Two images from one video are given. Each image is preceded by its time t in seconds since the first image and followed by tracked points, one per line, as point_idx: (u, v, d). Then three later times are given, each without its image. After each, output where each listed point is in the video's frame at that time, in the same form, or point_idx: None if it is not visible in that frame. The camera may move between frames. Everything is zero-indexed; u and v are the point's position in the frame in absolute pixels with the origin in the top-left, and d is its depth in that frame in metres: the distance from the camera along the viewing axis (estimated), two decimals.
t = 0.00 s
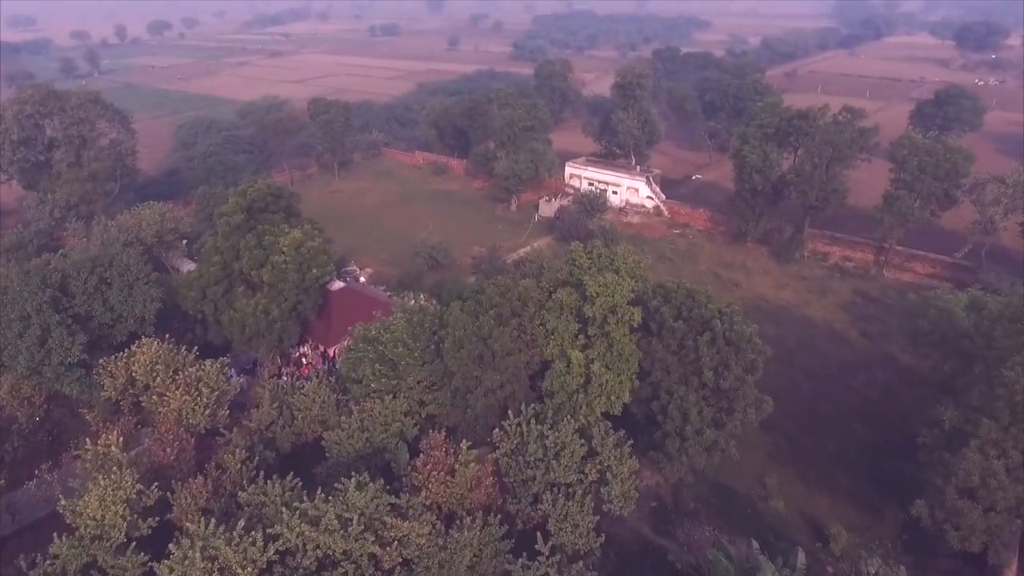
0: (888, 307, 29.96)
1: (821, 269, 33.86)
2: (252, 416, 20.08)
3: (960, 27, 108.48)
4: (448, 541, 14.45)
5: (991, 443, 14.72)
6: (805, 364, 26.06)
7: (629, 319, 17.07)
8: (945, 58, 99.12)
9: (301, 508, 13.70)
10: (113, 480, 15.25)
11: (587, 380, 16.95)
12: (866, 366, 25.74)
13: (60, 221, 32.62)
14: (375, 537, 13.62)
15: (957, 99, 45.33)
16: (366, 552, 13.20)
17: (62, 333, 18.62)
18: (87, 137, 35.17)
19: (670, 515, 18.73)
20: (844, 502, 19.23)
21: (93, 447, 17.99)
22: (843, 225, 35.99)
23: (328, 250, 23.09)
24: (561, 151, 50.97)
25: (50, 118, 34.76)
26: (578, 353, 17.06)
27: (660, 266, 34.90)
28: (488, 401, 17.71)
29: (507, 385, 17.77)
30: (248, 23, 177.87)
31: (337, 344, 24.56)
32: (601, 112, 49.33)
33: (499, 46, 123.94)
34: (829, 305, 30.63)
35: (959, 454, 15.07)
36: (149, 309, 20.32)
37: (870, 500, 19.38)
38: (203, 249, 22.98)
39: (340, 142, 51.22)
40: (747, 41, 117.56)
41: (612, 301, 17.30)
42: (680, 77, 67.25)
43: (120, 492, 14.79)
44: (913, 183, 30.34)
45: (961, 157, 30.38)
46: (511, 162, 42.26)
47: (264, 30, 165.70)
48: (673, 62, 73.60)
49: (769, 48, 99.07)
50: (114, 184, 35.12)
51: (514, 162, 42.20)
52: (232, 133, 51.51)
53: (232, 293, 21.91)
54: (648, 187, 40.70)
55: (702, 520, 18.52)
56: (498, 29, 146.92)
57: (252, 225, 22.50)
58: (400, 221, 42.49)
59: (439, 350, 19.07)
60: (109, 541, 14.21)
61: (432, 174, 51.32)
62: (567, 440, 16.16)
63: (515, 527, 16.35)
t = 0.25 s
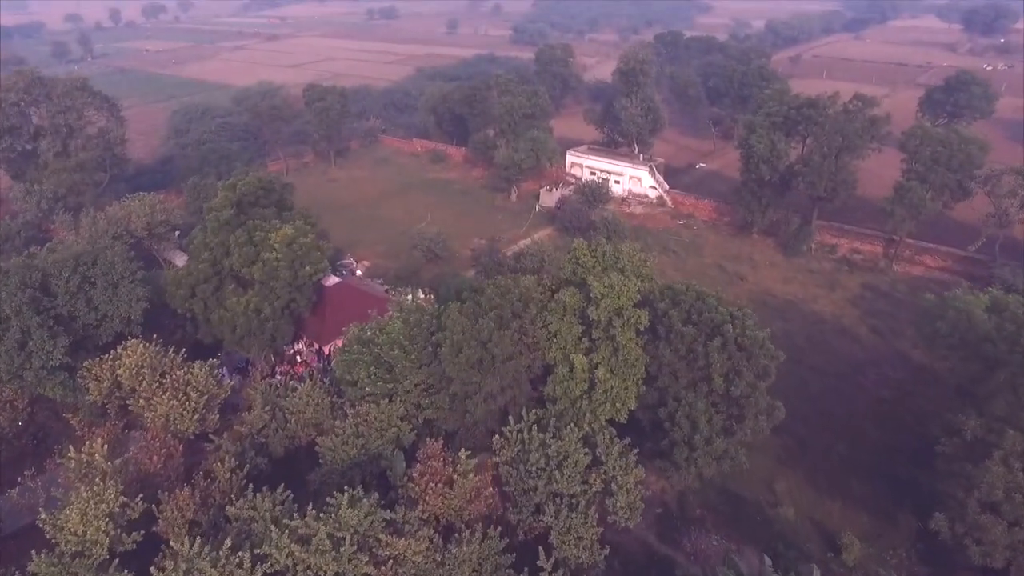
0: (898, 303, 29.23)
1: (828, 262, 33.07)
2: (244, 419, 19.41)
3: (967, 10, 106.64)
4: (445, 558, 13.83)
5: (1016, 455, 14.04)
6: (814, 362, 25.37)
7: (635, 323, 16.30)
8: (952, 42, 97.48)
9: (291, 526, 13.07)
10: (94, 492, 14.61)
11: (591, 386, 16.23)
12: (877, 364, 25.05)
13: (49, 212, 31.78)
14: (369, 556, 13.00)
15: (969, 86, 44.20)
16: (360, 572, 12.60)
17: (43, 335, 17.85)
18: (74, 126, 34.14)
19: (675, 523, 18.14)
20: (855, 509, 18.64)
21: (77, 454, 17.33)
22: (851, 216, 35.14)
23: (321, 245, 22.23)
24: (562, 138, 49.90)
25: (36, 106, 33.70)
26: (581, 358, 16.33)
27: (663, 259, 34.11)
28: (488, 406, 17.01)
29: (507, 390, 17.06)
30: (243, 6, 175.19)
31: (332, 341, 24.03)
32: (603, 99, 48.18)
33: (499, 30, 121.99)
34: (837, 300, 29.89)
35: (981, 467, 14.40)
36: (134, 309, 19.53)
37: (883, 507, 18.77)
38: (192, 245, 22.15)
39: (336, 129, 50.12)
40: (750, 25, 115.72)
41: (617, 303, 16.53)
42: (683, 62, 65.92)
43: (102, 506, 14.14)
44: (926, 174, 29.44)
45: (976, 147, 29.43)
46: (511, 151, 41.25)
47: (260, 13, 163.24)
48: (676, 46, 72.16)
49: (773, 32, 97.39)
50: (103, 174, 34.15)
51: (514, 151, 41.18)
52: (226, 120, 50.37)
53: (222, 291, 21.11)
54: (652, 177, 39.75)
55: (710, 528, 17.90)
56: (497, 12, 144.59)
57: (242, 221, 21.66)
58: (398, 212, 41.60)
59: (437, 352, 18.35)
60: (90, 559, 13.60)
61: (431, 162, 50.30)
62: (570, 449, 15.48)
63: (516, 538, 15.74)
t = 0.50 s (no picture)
0: (909, 299, 28.52)
1: (836, 256, 32.30)
2: (235, 424, 18.74)
3: None
4: None
5: None
6: (823, 362, 24.68)
7: (642, 328, 15.53)
8: (959, 26, 95.81)
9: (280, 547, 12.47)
10: (75, 507, 13.97)
11: (595, 394, 15.51)
12: (888, 365, 24.34)
13: (35, 205, 30.82)
14: None
15: (980, 73, 43.07)
16: None
17: (22, 340, 17.05)
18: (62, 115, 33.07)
19: (682, 533, 17.53)
20: (868, 518, 18.08)
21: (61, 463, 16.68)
22: (861, 208, 34.29)
23: (315, 243, 21.41)
24: (563, 126, 48.82)
25: (21, 95, 32.59)
26: (585, 364, 15.60)
27: (668, 252, 33.28)
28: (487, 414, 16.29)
29: (508, 398, 16.34)
30: None
31: (327, 340, 23.50)
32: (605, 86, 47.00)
33: (498, 14, 119.86)
34: (847, 295, 29.14)
35: (1006, 482, 13.78)
36: (120, 310, 18.80)
37: (896, 516, 18.20)
38: (180, 242, 21.33)
39: (333, 117, 48.98)
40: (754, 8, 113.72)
41: (624, 307, 15.76)
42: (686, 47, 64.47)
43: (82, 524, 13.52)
44: (940, 166, 28.54)
45: (992, 139, 28.48)
46: (511, 140, 40.22)
47: None
48: (679, 31, 70.62)
49: (777, 16, 95.65)
50: (91, 165, 33.13)
51: (515, 141, 40.14)
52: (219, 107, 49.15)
53: (212, 291, 20.33)
54: (655, 167, 38.77)
55: (717, 540, 17.28)
56: None
57: (231, 217, 20.82)
58: (396, 202, 40.67)
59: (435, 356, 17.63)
60: None
61: (429, 150, 49.23)
62: (574, 461, 14.78)
63: (518, 552, 15.15)
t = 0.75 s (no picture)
0: (920, 296, 27.75)
1: (845, 250, 31.47)
2: (225, 430, 18.09)
3: None
4: None
5: None
6: (833, 362, 23.98)
7: (650, 336, 14.79)
8: (967, 9, 94.08)
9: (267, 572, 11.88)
10: (54, 525, 13.39)
11: (600, 404, 14.82)
12: (900, 365, 23.66)
13: (22, 197, 29.92)
14: None
15: (993, 60, 41.93)
16: None
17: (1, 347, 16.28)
18: (48, 104, 32.07)
19: (688, 545, 16.89)
20: (881, 528, 17.47)
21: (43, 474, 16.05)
22: (870, 200, 33.39)
23: (307, 240, 20.59)
24: (565, 114, 47.71)
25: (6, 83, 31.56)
26: (590, 374, 14.88)
27: (673, 245, 32.41)
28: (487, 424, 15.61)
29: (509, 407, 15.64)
30: None
31: (323, 339, 22.84)
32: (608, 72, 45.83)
33: None
34: (856, 291, 28.38)
35: None
36: (104, 314, 18.07)
37: (911, 526, 17.57)
38: (167, 240, 20.52)
39: (329, 105, 47.83)
40: None
41: (631, 313, 15.02)
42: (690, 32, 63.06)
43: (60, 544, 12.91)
44: (954, 158, 27.64)
45: (1010, 129, 27.55)
46: (511, 129, 39.17)
47: None
48: (682, 15, 69.12)
49: None
50: (80, 156, 32.20)
51: (515, 130, 39.14)
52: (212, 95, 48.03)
53: (201, 290, 19.58)
54: (659, 157, 37.82)
55: (725, 552, 16.68)
56: None
57: (220, 214, 19.98)
58: (393, 193, 39.76)
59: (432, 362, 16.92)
60: None
61: (427, 139, 48.19)
62: (577, 476, 14.11)
63: (519, 569, 14.55)
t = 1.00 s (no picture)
0: (932, 292, 27.01)
1: (854, 244, 30.66)
2: (214, 439, 17.45)
3: None
4: None
5: None
6: (844, 362, 23.27)
7: (658, 345, 14.05)
8: None
9: None
10: (32, 547, 12.81)
11: (606, 417, 14.13)
12: (912, 366, 22.97)
13: (8, 190, 29.00)
14: None
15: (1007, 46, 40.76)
16: None
17: None
18: (34, 93, 31.02)
19: (695, 556, 16.21)
20: (895, 540, 16.88)
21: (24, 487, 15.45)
22: (880, 192, 32.51)
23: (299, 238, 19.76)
24: (566, 102, 46.63)
25: None
26: (595, 385, 14.16)
27: (678, 239, 31.57)
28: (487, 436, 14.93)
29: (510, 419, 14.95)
30: None
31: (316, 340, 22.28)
32: (611, 58, 44.62)
33: None
34: (866, 287, 27.61)
35: None
36: (85, 320, 17.33)
37: (926, 539, 16.96)
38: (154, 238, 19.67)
39: (324, 92, 46.71)
40: None
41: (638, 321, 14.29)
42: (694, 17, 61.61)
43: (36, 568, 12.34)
44: (970, 150, 26.74)
45: None
46: (511, 118, 38.12)
47: None
48: None
49: None
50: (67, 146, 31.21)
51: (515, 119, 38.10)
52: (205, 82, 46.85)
53: (189, 291, 18.86)
54: (663, 147, 36.84)
55: (734, 566, 16.08)
56: None
57: (207, 212, 19.04)
58: (390, 184, 38.81)
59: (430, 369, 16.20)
60: None
61: (425, 127, 47.11)
62: (582, 493, 13.44)
63: None
